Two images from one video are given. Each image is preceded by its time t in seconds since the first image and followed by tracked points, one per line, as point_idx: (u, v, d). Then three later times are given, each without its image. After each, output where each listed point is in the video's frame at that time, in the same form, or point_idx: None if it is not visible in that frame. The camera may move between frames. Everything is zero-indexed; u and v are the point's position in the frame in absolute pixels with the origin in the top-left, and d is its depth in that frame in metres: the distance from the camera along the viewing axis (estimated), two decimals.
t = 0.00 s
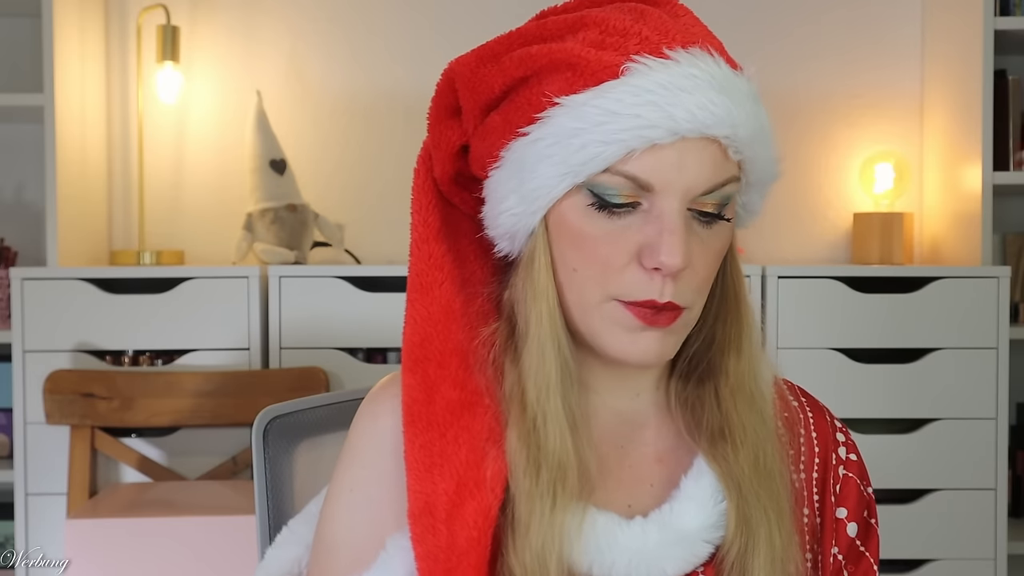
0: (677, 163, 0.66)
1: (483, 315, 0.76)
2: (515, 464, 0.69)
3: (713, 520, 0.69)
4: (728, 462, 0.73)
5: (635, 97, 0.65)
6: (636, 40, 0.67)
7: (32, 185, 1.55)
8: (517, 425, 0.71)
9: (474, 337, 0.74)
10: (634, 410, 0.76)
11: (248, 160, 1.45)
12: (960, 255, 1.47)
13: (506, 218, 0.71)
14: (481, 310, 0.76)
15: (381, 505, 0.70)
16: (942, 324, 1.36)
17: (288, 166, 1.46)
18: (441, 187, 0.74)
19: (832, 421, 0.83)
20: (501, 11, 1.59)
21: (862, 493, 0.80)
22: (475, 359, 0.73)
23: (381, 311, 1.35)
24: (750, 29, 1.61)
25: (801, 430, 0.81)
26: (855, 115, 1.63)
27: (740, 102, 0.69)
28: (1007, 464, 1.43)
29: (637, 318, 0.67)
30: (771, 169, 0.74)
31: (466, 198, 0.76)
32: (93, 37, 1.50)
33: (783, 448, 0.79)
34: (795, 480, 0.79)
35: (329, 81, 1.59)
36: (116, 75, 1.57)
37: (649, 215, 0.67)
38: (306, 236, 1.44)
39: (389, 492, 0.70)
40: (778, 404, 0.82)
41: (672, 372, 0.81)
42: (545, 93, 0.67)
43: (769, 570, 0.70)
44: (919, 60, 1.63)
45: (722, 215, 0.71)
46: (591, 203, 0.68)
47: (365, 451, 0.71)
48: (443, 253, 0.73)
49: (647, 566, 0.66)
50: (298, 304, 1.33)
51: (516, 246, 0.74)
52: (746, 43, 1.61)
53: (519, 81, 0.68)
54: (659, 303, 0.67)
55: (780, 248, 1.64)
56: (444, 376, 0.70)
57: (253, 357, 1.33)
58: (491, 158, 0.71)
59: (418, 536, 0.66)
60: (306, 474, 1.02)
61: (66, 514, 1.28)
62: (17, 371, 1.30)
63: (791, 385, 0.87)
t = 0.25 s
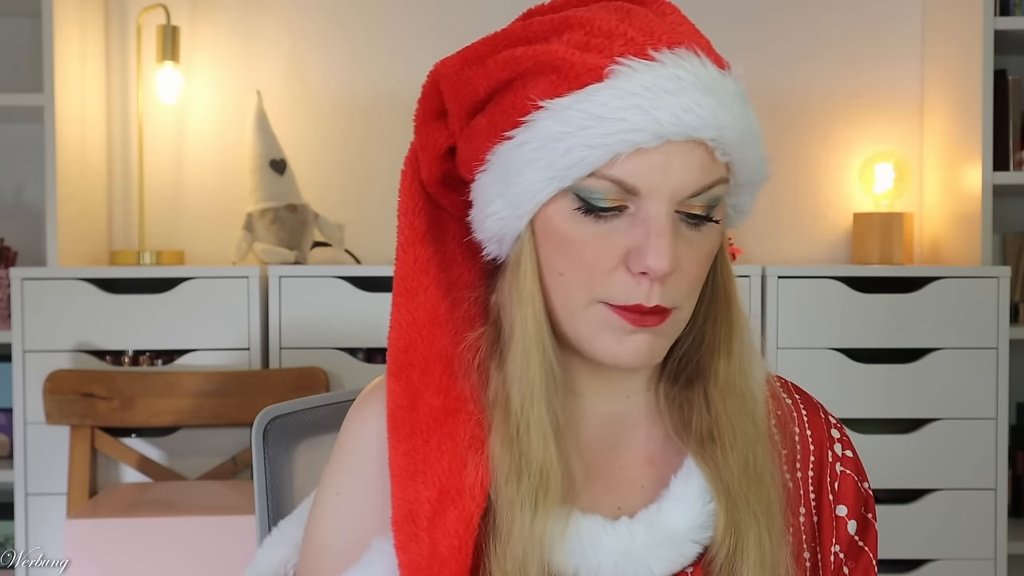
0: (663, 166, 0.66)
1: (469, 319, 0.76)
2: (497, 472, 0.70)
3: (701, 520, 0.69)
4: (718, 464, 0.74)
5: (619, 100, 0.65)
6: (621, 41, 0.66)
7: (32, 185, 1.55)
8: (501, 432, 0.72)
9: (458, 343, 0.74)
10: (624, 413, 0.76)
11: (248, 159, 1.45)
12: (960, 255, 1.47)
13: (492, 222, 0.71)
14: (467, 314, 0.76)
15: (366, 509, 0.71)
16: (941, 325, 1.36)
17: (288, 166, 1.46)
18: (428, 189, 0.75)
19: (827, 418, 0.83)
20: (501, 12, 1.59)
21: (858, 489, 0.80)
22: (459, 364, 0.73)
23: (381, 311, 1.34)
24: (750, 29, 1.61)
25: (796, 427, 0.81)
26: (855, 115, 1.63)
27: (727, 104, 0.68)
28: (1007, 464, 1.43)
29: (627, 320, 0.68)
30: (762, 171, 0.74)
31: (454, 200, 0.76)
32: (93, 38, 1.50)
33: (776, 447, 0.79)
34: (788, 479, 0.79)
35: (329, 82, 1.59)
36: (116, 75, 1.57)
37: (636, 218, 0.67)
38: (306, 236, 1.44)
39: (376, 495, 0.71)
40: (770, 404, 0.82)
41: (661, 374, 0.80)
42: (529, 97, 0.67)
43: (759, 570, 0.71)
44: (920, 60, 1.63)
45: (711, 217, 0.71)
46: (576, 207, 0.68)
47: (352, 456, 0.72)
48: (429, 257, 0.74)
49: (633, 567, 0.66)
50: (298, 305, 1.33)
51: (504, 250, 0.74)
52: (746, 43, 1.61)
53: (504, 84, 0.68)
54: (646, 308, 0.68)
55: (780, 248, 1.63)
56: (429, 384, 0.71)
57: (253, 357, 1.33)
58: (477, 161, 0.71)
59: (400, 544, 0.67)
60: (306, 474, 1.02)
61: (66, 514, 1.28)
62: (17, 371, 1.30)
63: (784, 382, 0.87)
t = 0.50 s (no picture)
0: (647, 160, 0.66)
1: (458, 323, 0.76)
2: (486, 476, 0.70)
3: (692, 522, 0.69)
4: (709, 464, 0.73)
5: (601, 97, 0.65)
6: (601, 37, 0.67)
7: (32, 185, 1.55)
8: (490, 436, 0.72)
9: (447, 347, 0.74)
10: (616, 412, 0.76)
11: (248, 159, 1.45)
12: (960, 255, 1.47)
13: (479, 225, 0.72)
14: (456, 318, 0.76)
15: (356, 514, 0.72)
16: (941, 325, 1.36)
17: (288, 166, 1.46)
18: (414, 195, 0.75)
19: (822, 419, 0.82)
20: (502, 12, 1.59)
21: (854, 490, 0.80)
22: (447, 369, 0.73)
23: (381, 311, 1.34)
24: (750, 28, 1.61)
25: (790, 426, 0.81)
26: (855, 115, 1.63)
27: (710, 97, 0.69)
28: (1007, 464, 1.43)
29: (618, 314, 0.67)
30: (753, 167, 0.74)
31: (441, 204, 0.77)
32: (93, 37, 1.50)
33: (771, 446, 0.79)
34: (782, 479, 0.79)
35: (329, 82, 1.59)
36: (116, 75, 1.57)
37: (623, 214, 0.67)
38: (306, 236, 1.44)
39: (366, 500, 0.72)
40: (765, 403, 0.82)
41: (654, 372, 0.80)
42: (511, 97, 0.68)
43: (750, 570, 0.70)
44: (919, 59, 1.63)
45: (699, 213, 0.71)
46: (563, 205, 0.69)
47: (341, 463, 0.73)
48: (415, 263, 0.74)
49: (624, 569, 0.66)
50: (298, 305, 1.33)
51: (492, 253, 0.74)
52: (745, 42, 1.61)
53: (486, 85, 0.68)
54: (637, 302, 0.67)
55: (779, 248, 1.63)
56: (416, 390, 0.71)
57: (253, 357, 1.33)
58: (461, 164, 0.72)
59: (391, 552, 0.68)
60: (306, 474, 1.01)
61: (66, 514, 1.28)
62: (17, 371, 1.30)
63: (779, 381, 0.86)
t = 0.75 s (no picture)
0: (631, 159, 0.67)
1: (445, 328, 0.77)
2: (473, 481, 0.71)
3: (682, 523, 0.69)
4: (699, 465, 0.73)
5: (581, 96, 0.65)
6: (581, 37, 0.67)
7: (32, 185, 1.56)
8: (477, 441, 0.72)
9: (433, 352, 0.75)
10: (606, 413, 0.76)
11: (248, 159, 1.45)
12: (960, 255, 1.47)
13: (466, 228, 0.72)
14: (443, 322, 0.77)
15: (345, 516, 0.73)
16: (940, 325, 1.36)
17: (288, 166, 1.46)
18: (402, 200, 0.76)
19: (816, 416, 0.82)
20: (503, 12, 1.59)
21: (851, 486, 0.80)
22: (433, 375, 0.74)
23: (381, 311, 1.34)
24: (749, 28, 1.61)
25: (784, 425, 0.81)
26: (855, 115, 1.63)
27: (693, 93, 0.68)
28: (1007, 464, 1.43)
29: (604, 322, 0.67)
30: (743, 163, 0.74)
31: (428, 210, 0.77)
32: (93, 37, 1.50)
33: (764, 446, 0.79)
34: (775, 479, 0.78)
35: (328, 82, 1.59)
36: (116, 75, 1.57)
37: (608, 214, 0.67)
38: (306, 236, 1.44)
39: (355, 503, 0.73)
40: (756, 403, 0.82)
41: (643, 374, 0.79)
42: (493, 99, 0.68)
43: (741, 571, 0.71)
44: (920, 59, 1.63)
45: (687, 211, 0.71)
46: (547, 207, 0.69)
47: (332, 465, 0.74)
48: (403, 268, 0.74)
49: (613, 570, 0.66)
50: (298, 305, 1.33)
51: (480, 256, 0.74)
52: (744, 42, 1.61)
53: (468, 88, 0.69)
54: (626, 302, 0.67)
55: (779, 248, 1.64)
56: (404, 396, 0.72)
57: (253, 357, 1.33)
58: (448, 168, 0.72)
59: (378, 558, 0.68)
60: (305, 473, 1.01)
61: (66, 514, 1.28)
62: (17, 371, 1.30)
63: (772, 379, 0.86)
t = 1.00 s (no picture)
0: (601, 158, 0.67)
1: (432, 326, 0.77)
2: (459, 478, 0.71)
3: (670, 522, 0.69)
4: (686, 464, 0.74)
5: (551, 96, 0.66)
6: (556, 37, 0.68)
7: (32, 185, 1.56)
8: (463, 438, 0.72)
9: (420, 350, 0.75)
10: (592, 412, 0.76)
11: (248, 159, 1.45)
12: (960, 255, 1.47)
13: (446, 228, 0.73)
14: (431, 320, 0.77)
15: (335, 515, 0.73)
16: (939, 324, 1.36)
17: (288, 166, 1.46)
18: (394, 201, 0.76)
19: (807, 411, 0.82)
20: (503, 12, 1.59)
21: (844, 479, 0.79)
22: (421, 371, 0.74)
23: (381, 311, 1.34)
24: (748, 28, 1.61)
25: (774, 420, 0.81)
26: (855, 115, 1.63)
27: (666, 92, 0.68)
28: (1007, 464, 1.43)
29: (572, 325, 0.68)
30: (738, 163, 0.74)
31: (420, 210, 0.78)
32: (93, 37, 1.50)
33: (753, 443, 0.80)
34: (765, 475, 0.79)
35: (328, 82, 1.59)
36: (116, 74, 1.57)
37: (581, 214, 0.68)
38: (306, 236, 1.43)
39: (348, 502, 0.73)
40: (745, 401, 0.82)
41: (630, 372, 0.80)
42: (468, 100, 0.69)
43: (729, 570, 0.71)
44: (919, 59, 1.63)
45: (663, 210, 0.71)
46: (521, 204, 0.70)
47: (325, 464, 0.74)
48: (393, 267, 0.75)
49: (600, 569, 0.67)
50: (297, 305, 1.33)
51: (462, 255, 0.75)
52: (744, 42, 1.61)
53: (448, 89, 0.70)
54: (597, 303, 0.68)
55: (779, 248, 1.64)
56: (391, 392, 0.72)
57: (253, 357, 1.33)
58: (431, 168, 0.73)
59: (365, 552, 0.68)
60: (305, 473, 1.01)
61: (66, 514, 1.28)
62: (17, 371, 1.30)
63: (763, 376, 0.86)
